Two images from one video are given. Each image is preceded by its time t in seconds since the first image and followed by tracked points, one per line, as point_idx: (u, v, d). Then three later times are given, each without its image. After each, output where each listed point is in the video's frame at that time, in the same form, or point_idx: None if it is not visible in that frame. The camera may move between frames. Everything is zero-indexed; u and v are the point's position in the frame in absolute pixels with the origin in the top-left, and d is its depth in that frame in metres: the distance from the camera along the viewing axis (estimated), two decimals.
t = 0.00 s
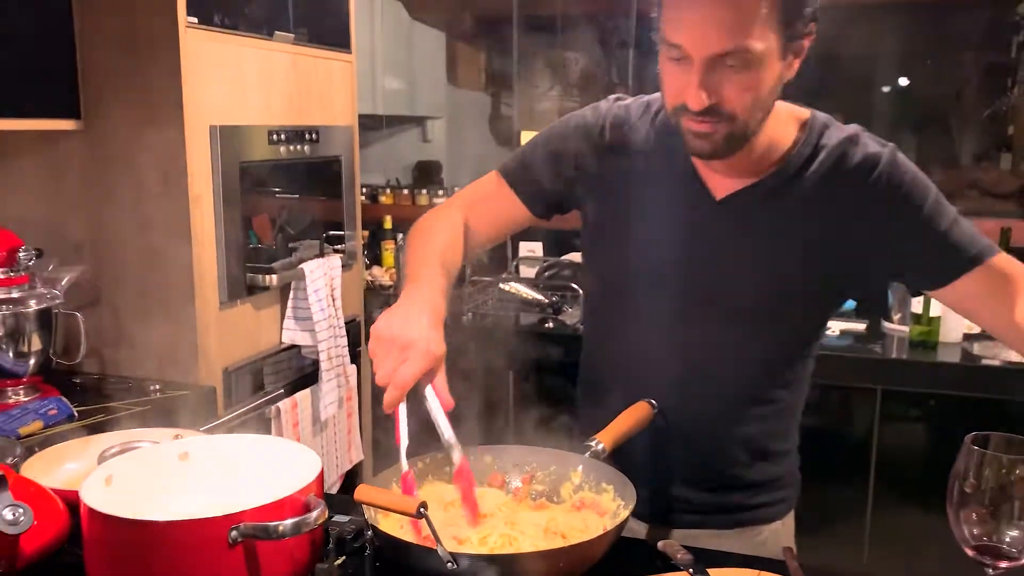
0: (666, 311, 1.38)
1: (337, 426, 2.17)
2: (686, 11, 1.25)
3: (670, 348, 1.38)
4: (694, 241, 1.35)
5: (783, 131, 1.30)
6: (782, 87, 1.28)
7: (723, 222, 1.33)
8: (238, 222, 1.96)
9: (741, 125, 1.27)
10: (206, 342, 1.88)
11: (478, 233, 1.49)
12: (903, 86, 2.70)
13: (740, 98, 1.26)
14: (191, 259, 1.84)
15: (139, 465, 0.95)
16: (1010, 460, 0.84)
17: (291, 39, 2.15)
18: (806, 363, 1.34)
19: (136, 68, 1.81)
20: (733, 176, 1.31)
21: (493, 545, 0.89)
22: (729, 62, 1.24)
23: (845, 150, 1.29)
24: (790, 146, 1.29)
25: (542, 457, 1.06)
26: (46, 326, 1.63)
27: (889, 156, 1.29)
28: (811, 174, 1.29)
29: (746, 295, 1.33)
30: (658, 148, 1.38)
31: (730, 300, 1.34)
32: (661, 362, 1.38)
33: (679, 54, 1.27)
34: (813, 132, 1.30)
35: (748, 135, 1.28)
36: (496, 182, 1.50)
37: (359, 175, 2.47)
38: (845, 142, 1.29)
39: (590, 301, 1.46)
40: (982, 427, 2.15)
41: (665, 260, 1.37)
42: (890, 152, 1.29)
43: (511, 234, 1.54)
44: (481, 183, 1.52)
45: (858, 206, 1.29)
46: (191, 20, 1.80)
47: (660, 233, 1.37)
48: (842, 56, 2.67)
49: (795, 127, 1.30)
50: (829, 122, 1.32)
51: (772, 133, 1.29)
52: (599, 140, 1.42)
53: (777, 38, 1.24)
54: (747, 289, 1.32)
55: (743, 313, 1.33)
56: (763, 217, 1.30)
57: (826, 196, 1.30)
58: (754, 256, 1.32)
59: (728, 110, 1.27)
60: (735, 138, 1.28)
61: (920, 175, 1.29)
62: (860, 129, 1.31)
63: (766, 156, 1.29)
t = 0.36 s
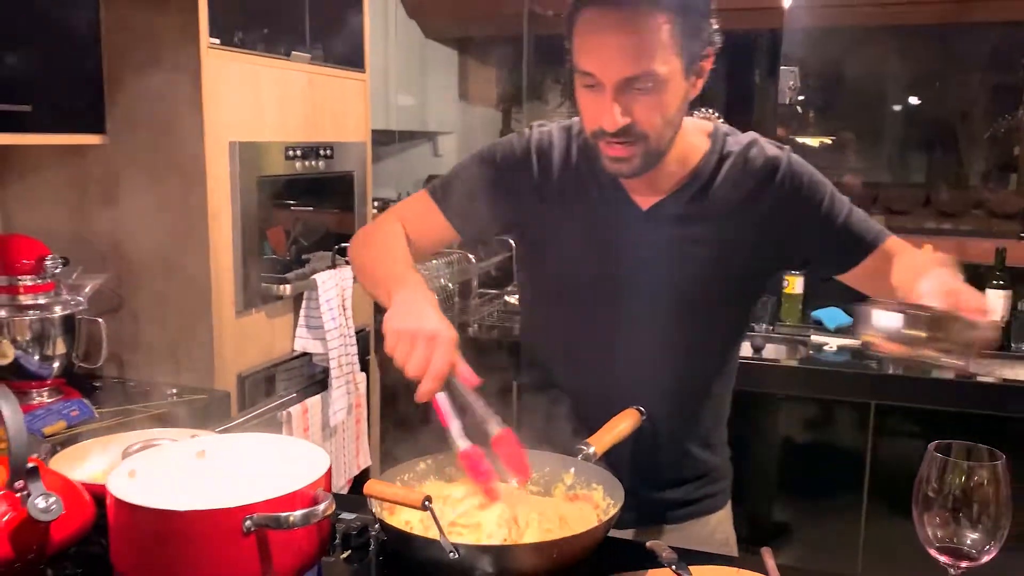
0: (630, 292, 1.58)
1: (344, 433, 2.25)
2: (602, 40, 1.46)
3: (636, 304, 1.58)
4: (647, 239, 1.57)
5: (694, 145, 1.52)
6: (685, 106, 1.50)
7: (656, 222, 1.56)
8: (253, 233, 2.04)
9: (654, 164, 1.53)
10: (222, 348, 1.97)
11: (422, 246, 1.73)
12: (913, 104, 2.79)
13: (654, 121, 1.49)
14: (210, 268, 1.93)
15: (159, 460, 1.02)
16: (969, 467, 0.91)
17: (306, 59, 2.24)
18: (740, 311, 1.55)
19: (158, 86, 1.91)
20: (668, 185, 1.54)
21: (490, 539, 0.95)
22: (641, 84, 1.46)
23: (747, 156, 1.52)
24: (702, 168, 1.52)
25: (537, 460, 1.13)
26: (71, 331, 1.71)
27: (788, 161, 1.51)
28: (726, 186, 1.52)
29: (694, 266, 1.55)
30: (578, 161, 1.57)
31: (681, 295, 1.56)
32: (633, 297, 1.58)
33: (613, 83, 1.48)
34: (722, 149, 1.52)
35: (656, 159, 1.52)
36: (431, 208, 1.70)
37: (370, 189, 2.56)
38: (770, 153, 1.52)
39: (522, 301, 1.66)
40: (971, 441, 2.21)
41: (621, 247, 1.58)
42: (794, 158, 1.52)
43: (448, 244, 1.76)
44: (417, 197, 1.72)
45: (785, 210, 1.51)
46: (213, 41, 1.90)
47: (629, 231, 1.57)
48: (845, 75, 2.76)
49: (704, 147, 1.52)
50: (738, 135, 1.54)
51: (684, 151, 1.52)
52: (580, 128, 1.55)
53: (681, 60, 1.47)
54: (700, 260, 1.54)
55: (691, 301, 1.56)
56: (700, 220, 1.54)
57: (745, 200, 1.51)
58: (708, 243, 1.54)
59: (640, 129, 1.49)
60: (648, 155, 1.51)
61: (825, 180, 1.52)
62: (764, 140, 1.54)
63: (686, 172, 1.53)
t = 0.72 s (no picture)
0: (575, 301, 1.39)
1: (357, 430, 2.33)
2: (550, 34, 1.30)
3: (568, 319, 1.40)
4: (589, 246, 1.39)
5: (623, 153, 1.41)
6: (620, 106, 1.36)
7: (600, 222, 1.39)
8: (271, 236, 2.13)
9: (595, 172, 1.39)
10: (241, 345, 2.05)
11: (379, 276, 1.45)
12: (939, 114, 3.06)
13: (603, 117, 1.34)
14: (228, 269, 2.02)
15: (172, 443, 1.10)
16: (927, 461, 0.96)
17: (326, 69, 2.34)
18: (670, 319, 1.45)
19: (181, 94, 2.00)
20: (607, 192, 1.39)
21: (471, 520, 1.02)
22: (589, 77, 1.31)
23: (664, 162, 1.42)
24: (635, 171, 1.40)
25: (528, 451, 1.20)
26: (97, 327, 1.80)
27: (699, 169, 1.42)
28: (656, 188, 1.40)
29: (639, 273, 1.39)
30: (516, 162, 1.43)
31: (621, 304, 1.39)
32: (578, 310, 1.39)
33: (556, 78, 1.32)
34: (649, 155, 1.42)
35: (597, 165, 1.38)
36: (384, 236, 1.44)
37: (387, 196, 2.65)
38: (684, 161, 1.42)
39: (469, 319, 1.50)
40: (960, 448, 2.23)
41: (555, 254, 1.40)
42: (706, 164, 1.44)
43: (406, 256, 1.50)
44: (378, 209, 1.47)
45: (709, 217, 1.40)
46: (235, 52, 2.00)
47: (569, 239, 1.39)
48: (852, 82, 3.17)
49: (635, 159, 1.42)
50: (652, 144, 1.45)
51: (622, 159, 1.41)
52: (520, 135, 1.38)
53: (619, 55, 1.33)
54: (638, 268, 1.39)
55: (630, 313, 1.40)
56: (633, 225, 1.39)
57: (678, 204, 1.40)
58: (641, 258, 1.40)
59: (590, 123, 1.33)
60: (596, 148, 1.35)
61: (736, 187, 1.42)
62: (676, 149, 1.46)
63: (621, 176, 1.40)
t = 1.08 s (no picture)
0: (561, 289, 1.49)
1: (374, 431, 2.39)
2: (537, 42, 1.40)
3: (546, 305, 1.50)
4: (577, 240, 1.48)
5: (611, 155, 1.49)
6: (602, 109, 1.46)
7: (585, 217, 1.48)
8: (291, 243, 2.20)
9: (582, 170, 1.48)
10: (262, 348, 2.13)
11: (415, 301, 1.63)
12: (962, 120, 3.09)
13: (582, 119, 1.44)
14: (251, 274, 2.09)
15: (195, 436, 1.16)
16: (913, 453, 1.00)
17: (344, 80, 2.41)
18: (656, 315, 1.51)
19: (205, 106, 2.09)
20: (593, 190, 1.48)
21: (473, 509, 1.07)
22: (567, 82, 1.41)
23: (652, 163, 1.48)
24: (621, 172, 1.48)
25: (534, 446, 1.25)
26: (124, 330, 1.87)
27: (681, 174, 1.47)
28: (637, 189, 1.46)
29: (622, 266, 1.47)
30: (516, 168, 1.56)
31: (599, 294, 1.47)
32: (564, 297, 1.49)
33: (538, 82, 1.42)
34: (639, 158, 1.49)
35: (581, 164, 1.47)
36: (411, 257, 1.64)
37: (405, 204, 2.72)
38: (667, 164, 1.48)
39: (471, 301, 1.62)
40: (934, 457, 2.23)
41: (540, 245, 1.50)
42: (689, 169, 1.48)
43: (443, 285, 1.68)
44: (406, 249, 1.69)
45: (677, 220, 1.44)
46: (256, 65, 2.08)
47: (552, 230, 1.49)
48: (864, 90, 3.23)
49: (626, 161, 1.49)
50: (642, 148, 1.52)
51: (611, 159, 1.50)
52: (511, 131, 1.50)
53: (600, 62, 1.43)
54: (613, 262, 1.47)
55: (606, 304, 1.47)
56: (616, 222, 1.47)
57: (655, 206, 1.45)
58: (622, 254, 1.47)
59: (568, 123, 1.44)
60: (577, 147, 1.45)
61: (709, 193, 1.45)
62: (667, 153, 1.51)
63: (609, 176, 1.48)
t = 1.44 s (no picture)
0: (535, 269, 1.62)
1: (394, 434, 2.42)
2: (495, 55, 1.65)
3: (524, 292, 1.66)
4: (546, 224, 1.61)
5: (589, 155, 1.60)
6: (556, 112, 1.64)
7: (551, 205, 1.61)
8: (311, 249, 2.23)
9: (549, 160, 1.63)
10: (283, 353, 2.16)
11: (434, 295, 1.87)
12: (984, 122, 3.08)
13: (527, 122, 1.65)
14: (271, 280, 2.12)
15: (217, 437, 1.19)
16: (927, 450, 1.00)
17: (362, 88, 2.44)
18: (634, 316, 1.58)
19: (225, 115, 2.12)
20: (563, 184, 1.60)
21: (489, 507, 1.08)
22: (508, 91, 1.66)
23: (618, 165, 1.56)
24: (593, 165, 1.58)
25: (550, 446, 1.26)
26: (146, 336, 1.90)
27: (639, 177, 1.53)
28: (600, 183, 1.56)
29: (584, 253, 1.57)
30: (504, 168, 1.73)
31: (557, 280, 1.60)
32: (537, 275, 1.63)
33: (493, 89, 1.68)
34: (618, 154, 1.57)
35: (542, 156, 1.64)
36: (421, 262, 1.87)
37: (422, 209, 2.74)
38: (636, 162, 1.55)
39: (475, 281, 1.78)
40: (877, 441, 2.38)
41: (515, 235, 1.67)
42: (654, 168, 1.54)
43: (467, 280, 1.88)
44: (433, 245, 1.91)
45: (619, 216, 1.52)
46: (275, 74, 2.11)
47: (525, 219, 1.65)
48: (881, 91, 3.23)
49: (603, 157, 1.59)
50: (628, 151, 1.58)
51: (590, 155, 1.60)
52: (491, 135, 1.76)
53: (548, 69, 1.62)
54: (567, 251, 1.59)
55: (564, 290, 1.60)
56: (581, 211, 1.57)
57: (609, 200, 1.54)
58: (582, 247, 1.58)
59: (516, 129, 1.67)
60: (530, 148, 1.65)
61: (654, 198, 1.50)
62: (647, 153, 1.57)
63: (580, 170, 1.59)
